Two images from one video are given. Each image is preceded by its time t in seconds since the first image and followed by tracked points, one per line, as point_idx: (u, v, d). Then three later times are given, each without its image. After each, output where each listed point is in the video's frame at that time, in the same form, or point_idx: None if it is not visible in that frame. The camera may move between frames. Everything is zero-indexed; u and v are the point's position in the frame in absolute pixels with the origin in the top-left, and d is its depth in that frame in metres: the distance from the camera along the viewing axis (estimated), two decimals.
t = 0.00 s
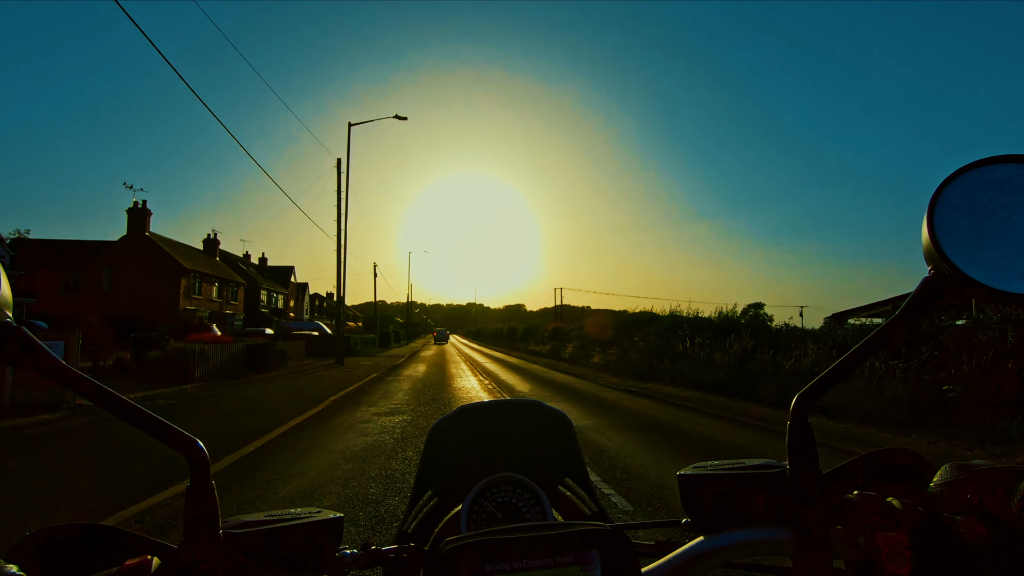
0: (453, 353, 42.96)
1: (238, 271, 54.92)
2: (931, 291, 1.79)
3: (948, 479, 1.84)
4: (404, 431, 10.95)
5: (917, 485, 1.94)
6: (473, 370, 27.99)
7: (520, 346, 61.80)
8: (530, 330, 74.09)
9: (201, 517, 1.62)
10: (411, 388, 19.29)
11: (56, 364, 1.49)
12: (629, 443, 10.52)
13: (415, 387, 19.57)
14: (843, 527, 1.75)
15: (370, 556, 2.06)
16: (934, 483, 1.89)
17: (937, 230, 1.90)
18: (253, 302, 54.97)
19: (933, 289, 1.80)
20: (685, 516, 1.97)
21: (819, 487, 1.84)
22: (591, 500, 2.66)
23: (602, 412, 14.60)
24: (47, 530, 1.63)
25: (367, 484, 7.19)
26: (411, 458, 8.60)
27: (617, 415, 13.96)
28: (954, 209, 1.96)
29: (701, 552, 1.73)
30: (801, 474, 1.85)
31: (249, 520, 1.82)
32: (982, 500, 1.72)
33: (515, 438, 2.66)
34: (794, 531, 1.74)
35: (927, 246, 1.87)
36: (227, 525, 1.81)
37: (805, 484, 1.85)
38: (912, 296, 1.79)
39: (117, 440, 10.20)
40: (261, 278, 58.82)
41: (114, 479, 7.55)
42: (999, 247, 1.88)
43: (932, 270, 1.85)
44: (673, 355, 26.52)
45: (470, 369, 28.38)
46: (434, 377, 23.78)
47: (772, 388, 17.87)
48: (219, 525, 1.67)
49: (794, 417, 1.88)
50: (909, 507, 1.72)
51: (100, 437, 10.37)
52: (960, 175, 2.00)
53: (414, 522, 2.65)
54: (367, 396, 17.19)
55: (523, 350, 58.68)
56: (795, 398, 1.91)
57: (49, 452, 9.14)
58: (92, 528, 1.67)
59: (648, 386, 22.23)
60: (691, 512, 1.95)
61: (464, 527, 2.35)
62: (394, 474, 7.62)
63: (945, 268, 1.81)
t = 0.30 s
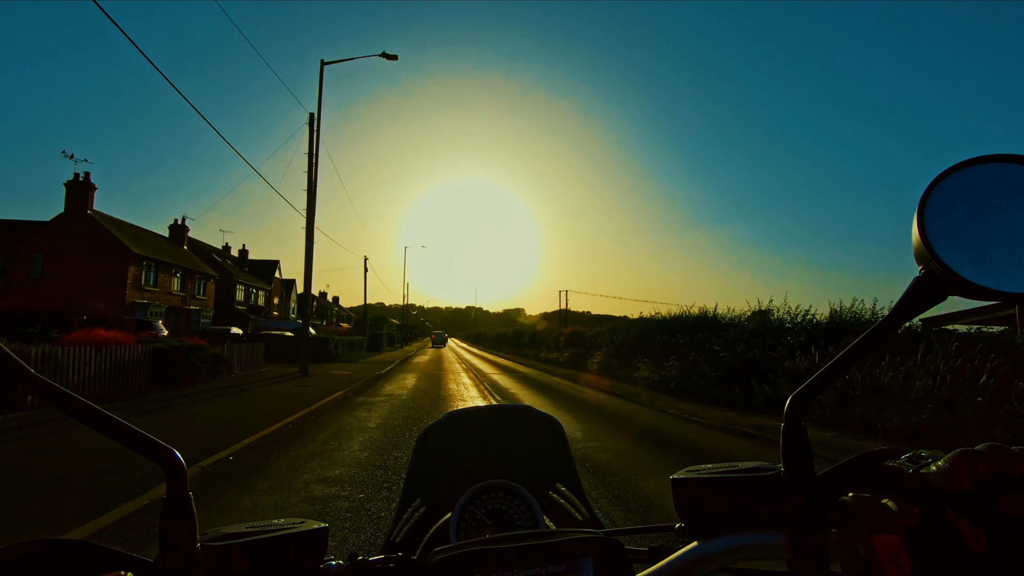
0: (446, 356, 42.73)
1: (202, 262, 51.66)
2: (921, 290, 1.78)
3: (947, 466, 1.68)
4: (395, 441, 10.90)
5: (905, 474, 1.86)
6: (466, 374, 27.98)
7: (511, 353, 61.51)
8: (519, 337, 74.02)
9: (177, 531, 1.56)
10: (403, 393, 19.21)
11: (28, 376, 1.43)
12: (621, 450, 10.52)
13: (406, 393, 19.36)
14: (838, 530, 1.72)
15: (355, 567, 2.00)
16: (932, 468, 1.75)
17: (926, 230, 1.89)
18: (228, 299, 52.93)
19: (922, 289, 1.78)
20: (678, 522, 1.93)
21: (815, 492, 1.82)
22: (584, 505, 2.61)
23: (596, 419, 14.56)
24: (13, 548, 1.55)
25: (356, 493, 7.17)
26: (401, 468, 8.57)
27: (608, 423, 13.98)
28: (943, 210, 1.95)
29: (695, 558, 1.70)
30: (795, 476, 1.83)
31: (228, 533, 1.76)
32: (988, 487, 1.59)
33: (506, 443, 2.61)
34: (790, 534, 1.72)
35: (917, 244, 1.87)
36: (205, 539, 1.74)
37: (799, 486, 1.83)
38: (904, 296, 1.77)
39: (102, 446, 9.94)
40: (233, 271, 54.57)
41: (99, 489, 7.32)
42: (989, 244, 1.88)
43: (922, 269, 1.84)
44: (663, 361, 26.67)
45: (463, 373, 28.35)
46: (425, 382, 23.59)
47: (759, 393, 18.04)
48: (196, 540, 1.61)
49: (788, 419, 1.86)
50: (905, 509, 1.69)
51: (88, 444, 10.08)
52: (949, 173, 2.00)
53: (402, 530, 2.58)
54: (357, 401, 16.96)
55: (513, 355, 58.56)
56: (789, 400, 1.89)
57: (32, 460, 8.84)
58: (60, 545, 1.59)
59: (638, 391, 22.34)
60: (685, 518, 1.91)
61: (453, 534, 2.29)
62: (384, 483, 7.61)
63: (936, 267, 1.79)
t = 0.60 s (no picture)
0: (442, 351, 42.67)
1: (168, 243, 48.74)
2: (898, 287, 1.83)
3: (915, 464, 1.86)
4: (388, 430, 10.93)
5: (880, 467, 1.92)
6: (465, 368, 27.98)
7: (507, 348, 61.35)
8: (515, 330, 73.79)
9: (171, 511, 1.60)
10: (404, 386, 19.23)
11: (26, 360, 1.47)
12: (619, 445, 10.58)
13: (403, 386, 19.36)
14: (814, 520, 1.79)
15: (345, 552, 2.03)
16: (901, 466, 1.91)
17: (906, 230, 1.94)
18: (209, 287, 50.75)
19: (900, 286, 1.83)
20: (661, 511, 1.98)
21: (793, 481, 1.88)
22: (568, 495, 2.67)
23: (595, 414, 14.56)
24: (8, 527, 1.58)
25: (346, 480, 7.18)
26: (389, 455, 8.59)
27: (607, 419, 13.98)
28: (922, 212, 2.01)
29: (677, 544, 1.76)
30: (774, 466, 1.88)
31: (221, 513, 1.80)
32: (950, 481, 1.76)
33: (498, 432, 2.67)
34: (766, 520, 1.78)
35: (896, 243, 1.92)
36: (197, 520, 1.78)
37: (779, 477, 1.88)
38: (883, 291, 1.82)
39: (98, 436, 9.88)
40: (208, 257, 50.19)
41: (94, 478, 7.29)
42: (967, 243, 1.93)
43: (901, 267, 1.89)
44: (661, 357, 26.64)
45: (463, 367, 28.40)
46: (422, 374, 23.58)
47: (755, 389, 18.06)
48: (189, 520, 1.65)
49: (767, 410, 1.91)
50: (876, 498, 1.76)
51: (84, 434, 10.00)
52: (928, 172, 2.06)
53: (391, 518, 2.62)
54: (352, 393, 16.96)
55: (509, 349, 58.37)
56: (769, 392, 1.94)
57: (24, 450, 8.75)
58: (55, 523, 1.62)
59: (636, 387, 22.35)
60: (668, 508, 1.96)
61: (441, 519, 2.35)
62: (370, 470, 7.62)
63: (913, 266, 1.85)
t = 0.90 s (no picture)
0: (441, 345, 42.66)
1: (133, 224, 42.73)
2: (901, 289, 1.78)
3: (911, 467, 1.82)
4: (386, 423, 10.97)
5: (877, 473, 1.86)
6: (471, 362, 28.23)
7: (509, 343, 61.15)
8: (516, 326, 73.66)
9: (147, 504, 1.55)
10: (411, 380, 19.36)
11: None
12: (621, 437, 10.60)
13: (402, 380, 19.31)
14: (810, 526, 1.74)
15: (330, 548, 1.97)
16: (898, 469, 1.88)
17: (911, 231, 1.89)
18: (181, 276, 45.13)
19: (904, 288, 1.78)
20: (653, 512, 1.93)
21: (790, 486, 1.82)
22: (561, 494, 2.62)
23: (598, 409, 14.48)
24: None
25: (340, 474, 7.27)
26: (382, 450, 8.61)
27: (610, 412, 14.02)
28: (926, 213, 1.96)
29: (668, 549, 1.71)
30: (769, 469, 1.83)
31: (200, 508, 1.75)
32: (947, 485, 1.72)
33: (492, 429, 2.62)
34: (761, 527, 1.73)
35: (901, 244, 1.87)
36: (176, 515, 1.72)
37: (775, 480, 1.83)
38: (887, 292, 1.77)
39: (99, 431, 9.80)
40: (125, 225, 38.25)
41: (94, 474, 7.25)
42: (974, 246, 1.88)
43: (905, 269, 1.84)
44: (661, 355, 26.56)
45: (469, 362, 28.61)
46: (421, 368, 23.54)
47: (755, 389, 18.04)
48: (167, 515, 1.60)
49: (765, 413, 1.86)
50: (875, 506, 1.70)
51: (85, 429, 9.93)
52: (935, 173, 2.01)
53: (379, 515, 2.56)
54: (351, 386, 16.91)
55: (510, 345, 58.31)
56: (767, 393, 1.89)
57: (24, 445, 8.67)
58: (31, 515, 1.57)
59: (639, 383, 22.43)
60: (659, 509, 1.92)
61: (428, 518, 2.29)
62: (362, 464, 7.67)
63: (918, 268, 1.80)
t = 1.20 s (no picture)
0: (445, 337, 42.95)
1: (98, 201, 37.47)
2: (893, 281, 1.81)
3: (896, 456, 1.85)
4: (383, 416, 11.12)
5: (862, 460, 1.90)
6: (475, 354, 28.47)
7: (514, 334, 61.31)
8: (517, 318, 73.95)
9: (152, 473, 1.60)
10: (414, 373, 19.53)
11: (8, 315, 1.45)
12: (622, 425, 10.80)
13: (408, 374, 19.54)
14: (795, 511, 1.79)
15: (328, 523, 2.01)
16: (884, 458, 1.90)
17: (903, 224, 1.92)
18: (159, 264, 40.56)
19: (895, 279, 1.81)
20: (643, 495, 1.99)
21: (775, 474, 1.86)
22: (555, 477, 2.68)
23: (602, 401, 14.54)
24: None
25: (334, 464, 7.51)
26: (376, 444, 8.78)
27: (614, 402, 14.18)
28: (920, 206, 1.98)
29: (656, 529, 1.76)
30: (759, 456, 1.87)
31: (203, 480, 1.80)
32: (931, 474, 1.75)
33: (490, 413, 2.68)
34: (747, 509, 1.78)
35: (893, 238, 1.89)
36: (179, 485, 1.78)
37: (762, 465, 1.88)
38: (878, 283, 1.80)
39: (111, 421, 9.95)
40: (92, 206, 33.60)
41: (104, 463, 7.34)
42: (966, 241, 1.91)
43: (896, 261, 1.87)
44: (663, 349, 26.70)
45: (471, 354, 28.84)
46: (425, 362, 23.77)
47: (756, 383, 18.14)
48: (170, 485, 1.65)
49: (754, 400, 1.90)
50: (859, 491, 1.74)
51: (98, 420, 10.11)
52: (930, 170, 2.03)
53: (377, 494, 2.62)
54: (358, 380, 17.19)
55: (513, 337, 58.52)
56: (757, 381, 1.93)
57: (35, 437, 8.71)
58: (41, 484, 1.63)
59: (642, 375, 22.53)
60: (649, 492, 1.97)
61: (424, 496, 2.36)
62: (353, 458, 7.86)
63: (908, 260, 1.83)
